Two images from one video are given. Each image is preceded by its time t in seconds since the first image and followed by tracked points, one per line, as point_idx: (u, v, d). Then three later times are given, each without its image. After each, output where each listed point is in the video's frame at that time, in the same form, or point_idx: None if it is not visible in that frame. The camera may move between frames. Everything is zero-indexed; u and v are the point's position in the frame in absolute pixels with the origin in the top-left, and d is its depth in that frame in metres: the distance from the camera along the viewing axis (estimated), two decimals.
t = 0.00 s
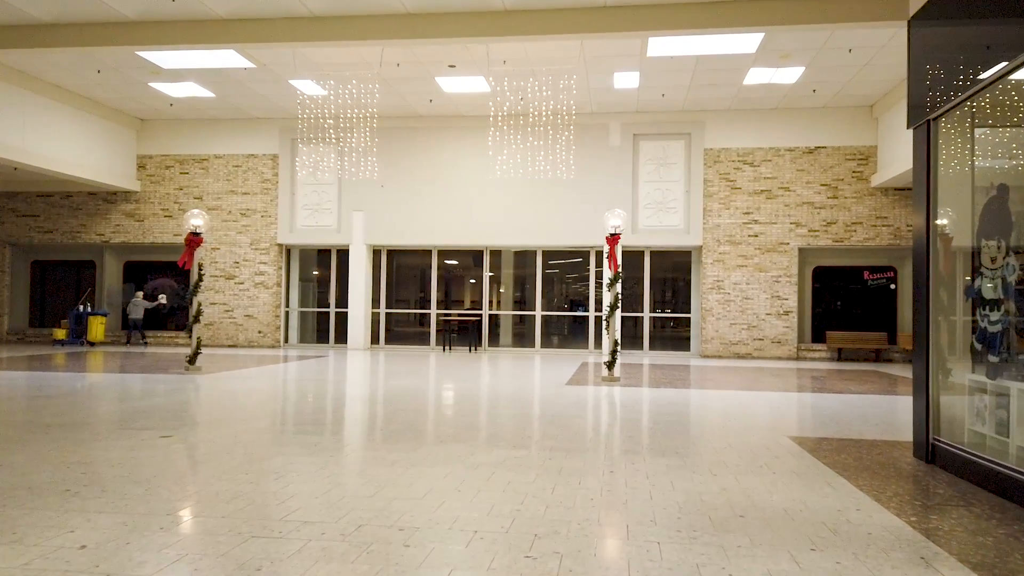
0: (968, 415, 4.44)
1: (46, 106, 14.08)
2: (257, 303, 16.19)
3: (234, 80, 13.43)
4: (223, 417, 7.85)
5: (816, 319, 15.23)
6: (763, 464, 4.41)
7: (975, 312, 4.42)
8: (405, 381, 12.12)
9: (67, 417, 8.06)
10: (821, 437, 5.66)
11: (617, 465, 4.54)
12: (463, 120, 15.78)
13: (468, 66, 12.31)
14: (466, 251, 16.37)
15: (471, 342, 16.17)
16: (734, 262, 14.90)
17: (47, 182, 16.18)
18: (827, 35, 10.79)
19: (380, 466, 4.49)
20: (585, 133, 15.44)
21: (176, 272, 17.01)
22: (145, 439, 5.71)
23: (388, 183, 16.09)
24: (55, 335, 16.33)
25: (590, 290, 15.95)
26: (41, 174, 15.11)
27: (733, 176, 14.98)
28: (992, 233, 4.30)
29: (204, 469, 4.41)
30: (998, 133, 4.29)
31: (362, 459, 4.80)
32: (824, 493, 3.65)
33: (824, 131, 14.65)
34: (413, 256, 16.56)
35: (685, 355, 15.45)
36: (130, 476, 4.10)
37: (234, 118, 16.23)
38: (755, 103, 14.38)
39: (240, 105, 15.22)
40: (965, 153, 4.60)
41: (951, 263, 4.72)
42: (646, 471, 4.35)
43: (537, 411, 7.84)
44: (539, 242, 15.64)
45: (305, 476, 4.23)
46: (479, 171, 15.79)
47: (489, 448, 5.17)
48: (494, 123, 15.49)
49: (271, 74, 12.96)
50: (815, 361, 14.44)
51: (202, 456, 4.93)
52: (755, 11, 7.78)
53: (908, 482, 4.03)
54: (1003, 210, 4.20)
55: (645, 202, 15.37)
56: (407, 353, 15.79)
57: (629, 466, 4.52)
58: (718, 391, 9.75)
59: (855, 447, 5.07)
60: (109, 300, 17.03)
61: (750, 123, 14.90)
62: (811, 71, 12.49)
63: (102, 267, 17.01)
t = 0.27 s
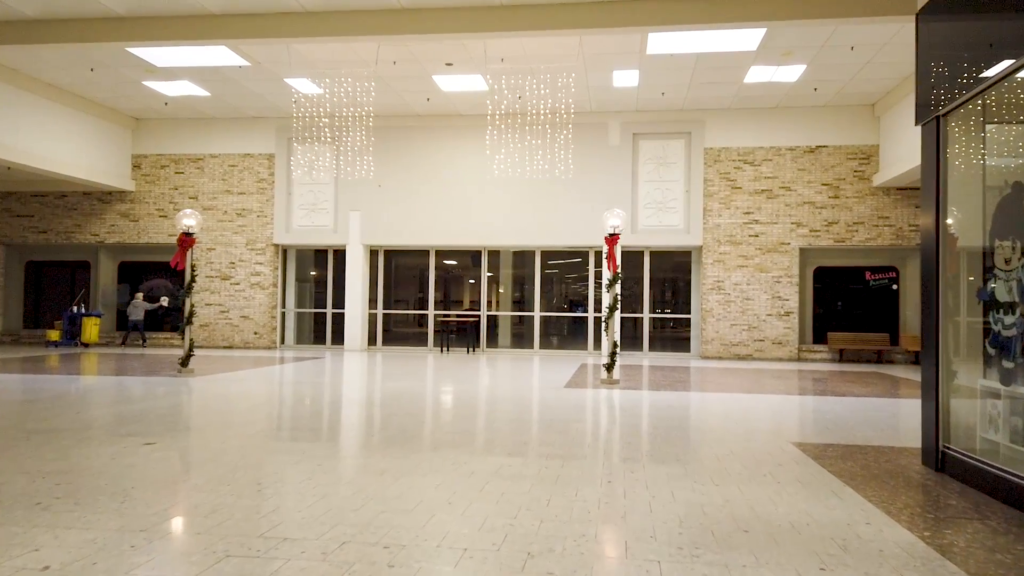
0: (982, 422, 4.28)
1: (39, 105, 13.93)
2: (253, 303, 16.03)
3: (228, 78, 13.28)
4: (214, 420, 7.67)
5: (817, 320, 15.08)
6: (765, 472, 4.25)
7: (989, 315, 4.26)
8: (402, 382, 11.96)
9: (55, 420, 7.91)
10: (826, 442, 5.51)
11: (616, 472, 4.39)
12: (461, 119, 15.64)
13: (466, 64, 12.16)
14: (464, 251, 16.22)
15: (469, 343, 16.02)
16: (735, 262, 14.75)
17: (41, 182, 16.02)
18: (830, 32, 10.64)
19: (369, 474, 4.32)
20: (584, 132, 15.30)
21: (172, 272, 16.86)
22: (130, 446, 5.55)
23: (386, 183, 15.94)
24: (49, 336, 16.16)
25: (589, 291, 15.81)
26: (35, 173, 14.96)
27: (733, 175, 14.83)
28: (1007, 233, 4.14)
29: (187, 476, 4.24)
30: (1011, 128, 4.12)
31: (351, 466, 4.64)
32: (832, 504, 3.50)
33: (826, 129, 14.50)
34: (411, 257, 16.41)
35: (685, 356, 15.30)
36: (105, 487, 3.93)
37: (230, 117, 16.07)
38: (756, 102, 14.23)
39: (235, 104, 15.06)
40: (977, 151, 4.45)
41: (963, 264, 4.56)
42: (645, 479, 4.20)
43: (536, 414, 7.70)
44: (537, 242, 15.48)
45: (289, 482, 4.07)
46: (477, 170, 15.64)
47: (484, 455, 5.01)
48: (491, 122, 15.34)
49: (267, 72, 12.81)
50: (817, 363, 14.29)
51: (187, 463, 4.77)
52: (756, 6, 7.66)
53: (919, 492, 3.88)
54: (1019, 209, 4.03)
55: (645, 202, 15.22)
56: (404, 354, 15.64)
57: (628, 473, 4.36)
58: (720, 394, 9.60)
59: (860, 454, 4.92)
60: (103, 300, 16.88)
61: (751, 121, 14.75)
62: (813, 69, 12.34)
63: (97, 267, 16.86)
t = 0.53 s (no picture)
0: (1000, 427, 4.15)
1: (39, 105, 13.87)
2: (254, 304, 15.94)
3: (229, 77, 13.20)
4: (212, 422, 7.55)
5: (823, 320, 14.93)
6: (775, 478, 4.13)
7: (1007, 317, 4.13)
8: (405, 383, 11.85)
9: (52, 422, 7.81)
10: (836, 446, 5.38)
11: (620, 477, 4.27)
12: (463, 118, 15.53)
13: (468, 62, 12.06)
14: (467, 251, 16.11)
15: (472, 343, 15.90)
16: (740, 262, 14.61)
17: (42, 182, 15.97)
18: (836, 29, 10.51)
19: (366, 479, 4.21)
20: (588, 131, 15.18)
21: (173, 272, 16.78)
22: (125, 449, 5.44)
23: (388, 182, 15.83)
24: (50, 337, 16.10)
25: (593, 291, 15.68)
26: (35, 173, 14.89)
27: (738, 174, 14.69)
28: None
29: (180, 481, 4.13)
30: None
31: (349, 470, 4.53)
32: (845, 513, 3.38)
33: (832, 128, 14.35)
34: (413, 257, 16.31)
35: (690, 356, 15.16)
36: (95, 494, 3.82)
37: (231, 117, 15.99)
38: (761, 100, 14.10)
39: (236, 103, 14.98)
40: (993, 147, 4.32)
41: (979, 264, 4.42)
42: (651, 484, 4.08)
43: (540, 415, 7.58)
44: (540, 242, 15.36)
45: (284, 487, 3.96)
46: (479, 170, 15.52)
47: (485, 458, 4.89)
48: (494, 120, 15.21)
49: (268, 70, 12.72)
50: (823, 363, 14.14)
51: (182, 465, 4.67)
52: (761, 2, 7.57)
53: (934, 499, 3.75)
54: None
55: (649, 201, 15.10)
56: (406, 355, 15.53)
57: (634, 478, 4.24)
58: (727, 395, 9.47)
59: (871, 458, 4.79)
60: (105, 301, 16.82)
61: (756, 120, 14.61)
62: (819, 67, 12.20)
63: (99, 268, 16.80)
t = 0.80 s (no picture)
0: None
1: (37, 103, 13.73)
2: (254, 304, 15.81)
3: (229, 74, 13.07)
4: (208, 424, 7.40)
5: (829, 321, 14.75)
6: (787, 485, 3.97)
7: None
8: (407, 385, 11.68)
9: (46, 423, 7.67)
10: (848, 451, 5.22)
11: (626, 483, 4.11)
12: (465, 116, 15.39)
13: (470, 59, 11.91)
14: (469, 251, 15.96)
15: (473, 343, 15.75)
16: (745, 262, 14.44)
17: (40, 181, 15.84)
18: (844, 24, 10.34)
19: (362, 486, 4.05)
20: (591, 129, 15.03)
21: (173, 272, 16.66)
22: (116, 453, 5.30)
23: (389, 181, 15.69)
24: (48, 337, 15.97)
25: (596, 291, 15.52)
26: (34, 172, 14.77)
27: (743, 173, 14.53)
28: None
29: (168, 488, 3.99)
30: None
31: (345, 475, 4.38)
32: (862, 526, 3.22)
33: (838, 126, 14.18)
34: (414, 256, 16.17)
35: (694, 357, 15.00)
36: (77, 502, 3.67)
37: (231, 115, 15.87)
38: (766, 97, 13.93)
39: (236, 101, 14.85)
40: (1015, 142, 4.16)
41: (999, 265, 4.26)
42: (659, 491, 3.91)
43: (542, 417, 7.43)
44: (543, 242, 15.21)
45: (276, 494, 3.81)
46: (481, 169, 15.38)
47: (486, 463, 4.74)
48: (495, 118, 15.07)
49: (267, 68, 12.59)
50: (828, 364, 13.97)
51: (171, 471, 4.51)
52: None
53: (956, 508, 3.59)
54: None
55: (652, 201, 14.94)
56: (407, 356, 15.38)
57: (639, 484, 4.09)
58: (732, 397, 9.31)
59: (885, 464, 4.63)
60: (104, 300, 16.71)
61: (761, 118, 14.45)
62: (825, 63, 12.02)
63: (98, 267, 16.69)
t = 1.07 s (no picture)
0: None
1: (32, 101, 13.60)
2: (251, 304, 15.68)
3: (225, 73, 12.94)
4: (201, 427, 7.27)
5: (831, 321, 14.63)
6: (794, 495, 3.84)
7: None
8: (406, 386, 11.55)
9: (36, 426, 7.54)
10: (855, 458, 5.09)
11: (628, 493, 3.98)
12: (464, 115, 15.26)
13: (469, 58, 11.78)
14: (468, 251, 15.84)
15: (472, 344, 15.63)
16: (746, 263, 14.32)
17: (36, 181, 15.70)
18: (847, 22, 10.21)
19: (354, 495, 3.92)
20: (591, 128, 14.90)
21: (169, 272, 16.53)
22: (105, 459, 5.17)
23: (387, 181, 15.57)
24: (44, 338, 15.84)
25: (596, 291, 15.39)
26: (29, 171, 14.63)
27: (745, 173, 14.40)
28: None
29: (153, 497, 3.85)
30: None
31: (337, 483, 4.25)
32: (875, 542, 3.08)
33: (840, 126, 14.06)
34: (413, 257, 16.04)
35: (695, 358, 14.87)
36: (58, 514, 3.53)
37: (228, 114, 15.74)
38: (768, 97, 13.80)
39: (233, 100, 14.72)
40: None
41: (1012, 267, 4.13)
42: (663, 501, 3.79)
43: (542, 421, 7.31)
44: (543, 242, 15.08)
45: (264, 505, 3.68)
46: (481, 168, 15.25)
47: (483, 469, 4.61)
48: (495, 117, 14.96)
49: (264, 66, 12.45)
50: (831, 366, 13.84)
51: (159, 479, 4.37)
52: None
53: (970, 520, 3.46)
54: None
55: (653, 201, 14.82)
56: (406, 357, 15.25)
57: (642, 494, 3.96)
58: (734, 400, 9.19)
59: (894, 472, 4.50)
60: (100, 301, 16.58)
61: (762, 117, 14.33)
62: (828, 62, 11.89)
63: (94, 268, 16.56)
